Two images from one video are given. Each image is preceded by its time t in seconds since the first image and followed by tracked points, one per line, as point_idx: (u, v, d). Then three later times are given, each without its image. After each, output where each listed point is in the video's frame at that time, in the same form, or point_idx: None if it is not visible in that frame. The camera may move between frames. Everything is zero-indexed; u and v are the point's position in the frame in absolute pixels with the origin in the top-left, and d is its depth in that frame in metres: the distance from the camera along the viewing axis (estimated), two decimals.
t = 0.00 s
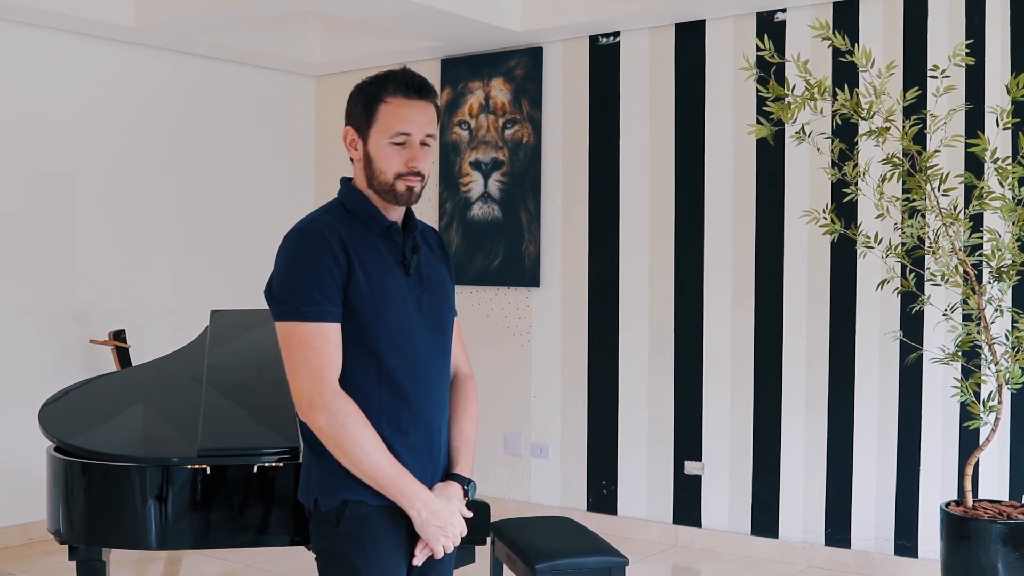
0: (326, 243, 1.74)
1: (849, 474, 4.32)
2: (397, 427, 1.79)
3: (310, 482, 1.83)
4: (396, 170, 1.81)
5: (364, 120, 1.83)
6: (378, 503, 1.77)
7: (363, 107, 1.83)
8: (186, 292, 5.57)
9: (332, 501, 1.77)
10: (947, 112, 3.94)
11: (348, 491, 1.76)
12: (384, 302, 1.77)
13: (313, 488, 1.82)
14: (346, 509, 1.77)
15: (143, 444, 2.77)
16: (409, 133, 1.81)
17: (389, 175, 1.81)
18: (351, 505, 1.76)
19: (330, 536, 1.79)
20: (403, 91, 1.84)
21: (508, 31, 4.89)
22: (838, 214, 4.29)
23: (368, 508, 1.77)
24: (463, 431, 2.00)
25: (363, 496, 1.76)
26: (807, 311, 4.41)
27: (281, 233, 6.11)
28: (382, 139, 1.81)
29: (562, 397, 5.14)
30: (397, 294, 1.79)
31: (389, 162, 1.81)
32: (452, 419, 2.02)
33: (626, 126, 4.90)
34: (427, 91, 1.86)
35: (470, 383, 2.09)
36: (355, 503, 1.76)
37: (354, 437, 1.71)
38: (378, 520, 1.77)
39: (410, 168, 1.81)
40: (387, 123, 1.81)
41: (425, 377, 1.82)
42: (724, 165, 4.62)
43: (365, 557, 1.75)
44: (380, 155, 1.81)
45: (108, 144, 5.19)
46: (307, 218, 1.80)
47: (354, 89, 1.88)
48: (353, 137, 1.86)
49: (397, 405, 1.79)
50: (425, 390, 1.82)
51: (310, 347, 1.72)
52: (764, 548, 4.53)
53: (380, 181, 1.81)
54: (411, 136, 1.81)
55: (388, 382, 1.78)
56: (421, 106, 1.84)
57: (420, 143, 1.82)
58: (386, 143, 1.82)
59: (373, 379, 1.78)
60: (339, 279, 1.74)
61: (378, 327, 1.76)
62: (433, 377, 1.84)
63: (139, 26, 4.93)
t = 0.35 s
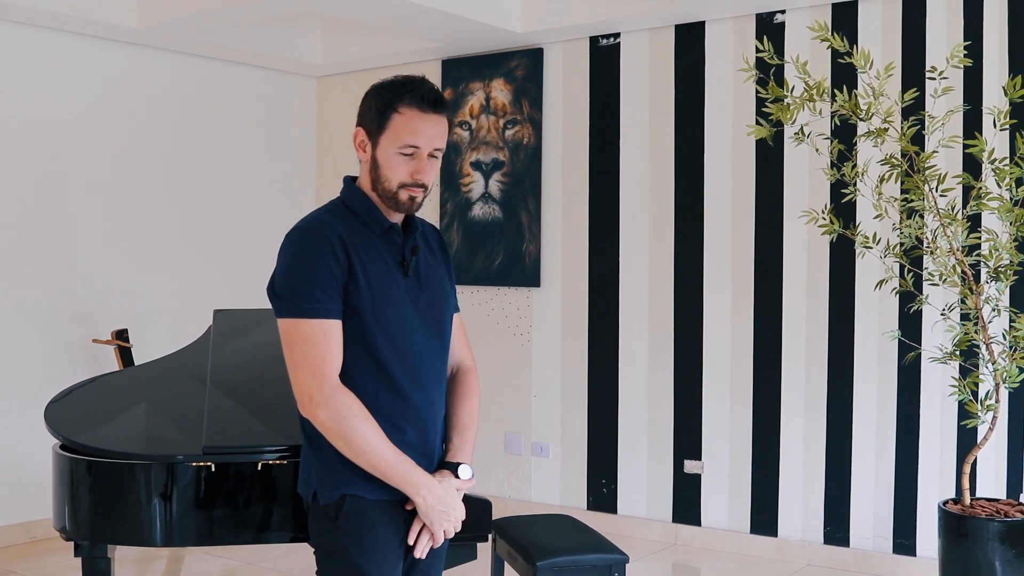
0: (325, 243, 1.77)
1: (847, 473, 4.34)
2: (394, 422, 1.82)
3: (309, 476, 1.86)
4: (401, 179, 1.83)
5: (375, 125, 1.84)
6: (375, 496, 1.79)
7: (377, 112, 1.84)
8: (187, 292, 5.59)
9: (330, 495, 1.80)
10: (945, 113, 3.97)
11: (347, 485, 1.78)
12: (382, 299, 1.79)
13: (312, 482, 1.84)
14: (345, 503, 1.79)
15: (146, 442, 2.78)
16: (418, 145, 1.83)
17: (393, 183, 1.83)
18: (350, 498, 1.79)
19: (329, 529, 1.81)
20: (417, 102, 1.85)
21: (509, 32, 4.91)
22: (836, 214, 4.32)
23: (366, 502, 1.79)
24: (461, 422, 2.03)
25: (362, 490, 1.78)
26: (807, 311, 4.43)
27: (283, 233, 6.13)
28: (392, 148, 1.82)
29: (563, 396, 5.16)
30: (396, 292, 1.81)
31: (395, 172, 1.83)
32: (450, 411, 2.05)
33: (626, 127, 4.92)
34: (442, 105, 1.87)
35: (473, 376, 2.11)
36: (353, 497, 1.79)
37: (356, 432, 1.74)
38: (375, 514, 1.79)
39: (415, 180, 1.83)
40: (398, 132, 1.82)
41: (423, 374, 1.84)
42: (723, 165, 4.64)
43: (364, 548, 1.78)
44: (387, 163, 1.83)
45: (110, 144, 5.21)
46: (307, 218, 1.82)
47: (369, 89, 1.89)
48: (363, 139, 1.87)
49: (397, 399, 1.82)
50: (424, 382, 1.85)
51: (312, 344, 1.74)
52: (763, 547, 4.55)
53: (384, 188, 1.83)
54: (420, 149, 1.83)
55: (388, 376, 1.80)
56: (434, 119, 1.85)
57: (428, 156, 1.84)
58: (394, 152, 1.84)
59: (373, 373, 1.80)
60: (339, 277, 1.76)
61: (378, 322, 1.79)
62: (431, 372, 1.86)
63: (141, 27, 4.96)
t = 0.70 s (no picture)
0: (328, 241, 1.79)
1: (845, 471, 4.36)
2: (389, 422, 1.84)
3: (303, 467, 1.88)
4: (404, 180, 1.85)
5: (381, 126, 1.86)
6: (368, 491, 1.82)
7: (383, 113, 1.86)
8: (188, 291, 5.61)
9: (324, 488, 1.82)
10: (942, 113, 3.99)
11: (339, 480, 1.81)
12: (381, 300, 1.82)
13: (307, 473, 1.87)
14: (337, 497, 1.82)
15: (150, 440, 2.81)
16: (422, 148, 1.85)
17: (396, 184, 1.85)
18: (342, 493, 1.81)
19: (321, 520, 1.84)
20: (423, 106, 1.87)
21: (508, 33, 4.94)
22: (834, 214, 4.34)
23: (358, 497, 1.81)
24: (452, 422, 2.05)
25: (354, 484, 1.81)
26: (805, 310, 4.46)
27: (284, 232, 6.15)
28: (396, 149, 1.85)
29: (562, 394, 5.18)
30: (394, 293, 1.84)
31: (399, 172, 1.85)
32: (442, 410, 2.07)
33: (626, 127, 4.94)
34: (447, 109, 1.90)
35: (462, 377, 2.13)
36: (345, 491, 1.81)
37: (351, 431, 1.76)
38: (368, 509, 1.82)
39: (418, 181, 1.85)
40: (402, 134, 1.84)
41: (419, 376, 1.87)
42: (722, 165, 4.67)
43: (352, 543, 1.80)
44: (391, 164, 1.85)
45: (112, 144, 5.23)
46: (311, 215, 1.84)
47: (376, 91, 1.91)
48: (368, 139, 1.89)
49: (393, 398, 1.84)
50: (418, 382, 1.87)
51: (312, 341, 1.76)
52: (762, 545, 4.58)
53: (387, 188, 1.85)
54: (424, 151, 1.85)
55: (384, 375, 1.82)
56: (439, 123, 1.87)
57: (431, 159, 1.87)
58: (399, 153, 1.86)
59: (371, 373, 1.82)
60: (340, 276, 1.78)
61: (376, 322, 1.81)
62: (426, 374, 1.89)
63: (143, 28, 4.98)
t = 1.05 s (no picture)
0: (331, 240, 1.81)
1: (843, 469, 4.39)
2: (388, 418, 1.86)
3: (303, 462, 1.90)
4: (409, 177, 1.87)
5: (384, 125, 1.88)
6: (367, 487, 1.84)
7: (386, 112, 1.88)
8: (189, 291, 5.63)
9: (323, 483, 1.84)
10: (939, 113, 4.01)
11: (339, 475, 1.83)
12: (382, 298, 1.84)
13: (307, 469, 1.89)
14: (336, 492, 1.83)
15: (152, 438, 2.83)
16: (426, 144, 1.87)
17: (401, 181, 1.87)
18: (341, 487, 1.83)
19: (320, 514, 1.86)
20: (425, 103, 1.89)
21: (508, 34, 4.96)
22: (831, 213, 4.36)
23: (357, 492, 1.83)
24: (448, 419, 2.07)
25: (353, 480, 1.83)
26: (803, 309, 4.48)
27: (284, 232, 6.17)
28: (400, 147, 1.87)
29: (561, 393, 5.20)
30: (394, 292, 1.86)
31: (403, 169, 1.87)
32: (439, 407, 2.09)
33: (624, 127, 4.97)
34: (448, 105, 1.92)
35: (459, 375, 2.15)
36: (345, 486, 1.83)
37: (351, 427, 1.78)
38: (367, 503, 1.84)
39: (422, 177, 1.88)
40: (406, 131, 1.86)
41: (418, 373, 1.89)
42: (720, 165, 4.69)
43: (351, 537, 1.82)
44: (396, 161, 1.87)
45: (113, 144, 5.25)
46: (314, 215, 1.86)
47: (377, 90, 1.92)
48: (371, 138, 1.91)
49: (394, 395, 1.86)
50: (417, 380, 1.89)
51: (313, 339, 1.78)
52: (760, 543, 4.60)
53: (392, 186, 1.88)
54: (428, 148, 1.87)
55: (385, 373, 1.84)
56: (441, 119, 1.90)
57: (435, 155, 1.89)
58: (403, 150, 1.88)
59: (371, 370, 1.84)
60: (342, 274, 1.80)
61: (377, 320, 1.83)
62: (424, 371, 1.91)
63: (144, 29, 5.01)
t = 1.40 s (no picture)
0: (336, 241, 1.82)
1: (842, 467, 4.41)
2: (394, 416, 1.88)
3: (310, 462, 1.92)
4: (412, 176, 1.89)
5: (384, 125, 1.91)
6: (375, 484, 1.85)
7: (386, 113, 1.90)
8: (190, 290, 5.65)
9: (332, 481, 1.86)
10: (937, 114, 4.04)
11: (347, 473, 1.84)
12: (388, 297, 1.86)
13: (314, 468, 1.90)
14: (345, 489, 1.85)
15: (154, 436, 2.85)
16: (427, 142, 1.89)
17: (403, 180, 1.89)
18: (350, 485, 1.85)
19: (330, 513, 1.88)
20: (424, 103, 1.92)
21: (508, 34, 4.97)
22: (830, 213, 4.38)
23: (365, 490, 1.85)
24: (450, 415, 2.09)
25: (362, 477, 1.84)
26: (801, 309, 4.50)
27: (284, 231, 6.19)
28: (401, 145, 1.89)
29: (561, 393, 5.22)
30: (398, 291, 1.87)
31: (405, 168, 1.89)
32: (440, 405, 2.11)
33: (624, 127, 4.99)
34: (447, 105, 1.95)
35: (460, 372, 2.17)
36: (353, 484, 1.85)
37: (359, 425, 1.80)
38: (376, 500, 1.85)
39: (424, 176, 1.90)
40: (407, 131, 1.89)
41: (422, 371, 1.91)
42: (720, 166, 4.71)
43: (361, 534, 1.84)
44: (398, 161, 1.89)
45: (114, 144, 5.27)
46: (317, 216, 1.88)
47: (374, 93, 1.95)
48: (372, 140, 1.93)
49: (400, 393, 1.88)
50: (421, 378, 1.91)
51: (320, 339, 1.80)
52: (758, 541, 4.62)
53: (394, 185, 1.89)
54: (429, 146, 1.89)
55: (391, 371, 1.86)
56: (441, 118, 1.92)
57: (435, 153, 1.91)
58: (404, 150, 1.90)
59: (377, 368, 1.86)
60: (348, 274, 1.82)
61: (383, 319, 1.85)
62: (429, 369, 1.93)
63: (145, 29, 5.02)
